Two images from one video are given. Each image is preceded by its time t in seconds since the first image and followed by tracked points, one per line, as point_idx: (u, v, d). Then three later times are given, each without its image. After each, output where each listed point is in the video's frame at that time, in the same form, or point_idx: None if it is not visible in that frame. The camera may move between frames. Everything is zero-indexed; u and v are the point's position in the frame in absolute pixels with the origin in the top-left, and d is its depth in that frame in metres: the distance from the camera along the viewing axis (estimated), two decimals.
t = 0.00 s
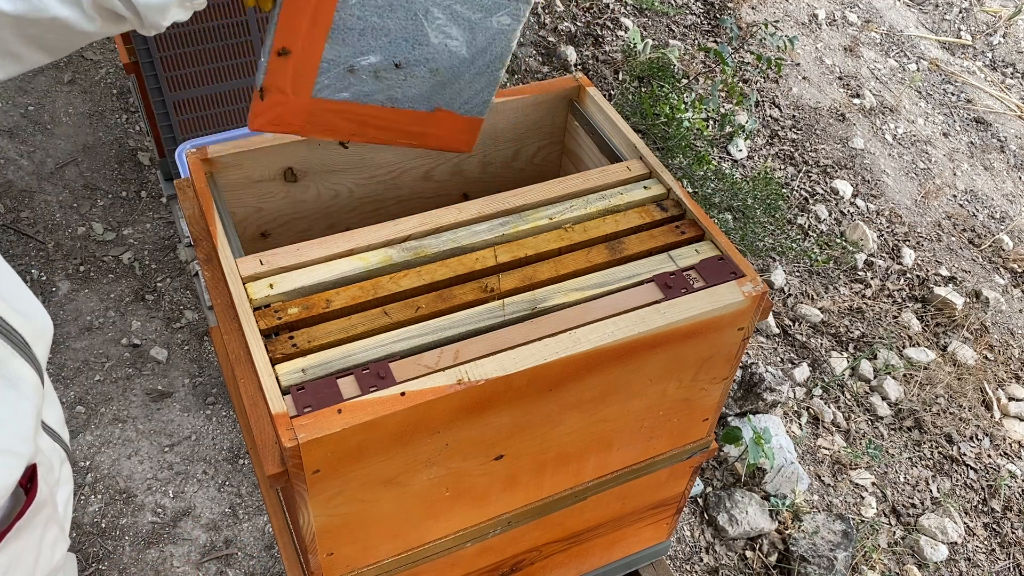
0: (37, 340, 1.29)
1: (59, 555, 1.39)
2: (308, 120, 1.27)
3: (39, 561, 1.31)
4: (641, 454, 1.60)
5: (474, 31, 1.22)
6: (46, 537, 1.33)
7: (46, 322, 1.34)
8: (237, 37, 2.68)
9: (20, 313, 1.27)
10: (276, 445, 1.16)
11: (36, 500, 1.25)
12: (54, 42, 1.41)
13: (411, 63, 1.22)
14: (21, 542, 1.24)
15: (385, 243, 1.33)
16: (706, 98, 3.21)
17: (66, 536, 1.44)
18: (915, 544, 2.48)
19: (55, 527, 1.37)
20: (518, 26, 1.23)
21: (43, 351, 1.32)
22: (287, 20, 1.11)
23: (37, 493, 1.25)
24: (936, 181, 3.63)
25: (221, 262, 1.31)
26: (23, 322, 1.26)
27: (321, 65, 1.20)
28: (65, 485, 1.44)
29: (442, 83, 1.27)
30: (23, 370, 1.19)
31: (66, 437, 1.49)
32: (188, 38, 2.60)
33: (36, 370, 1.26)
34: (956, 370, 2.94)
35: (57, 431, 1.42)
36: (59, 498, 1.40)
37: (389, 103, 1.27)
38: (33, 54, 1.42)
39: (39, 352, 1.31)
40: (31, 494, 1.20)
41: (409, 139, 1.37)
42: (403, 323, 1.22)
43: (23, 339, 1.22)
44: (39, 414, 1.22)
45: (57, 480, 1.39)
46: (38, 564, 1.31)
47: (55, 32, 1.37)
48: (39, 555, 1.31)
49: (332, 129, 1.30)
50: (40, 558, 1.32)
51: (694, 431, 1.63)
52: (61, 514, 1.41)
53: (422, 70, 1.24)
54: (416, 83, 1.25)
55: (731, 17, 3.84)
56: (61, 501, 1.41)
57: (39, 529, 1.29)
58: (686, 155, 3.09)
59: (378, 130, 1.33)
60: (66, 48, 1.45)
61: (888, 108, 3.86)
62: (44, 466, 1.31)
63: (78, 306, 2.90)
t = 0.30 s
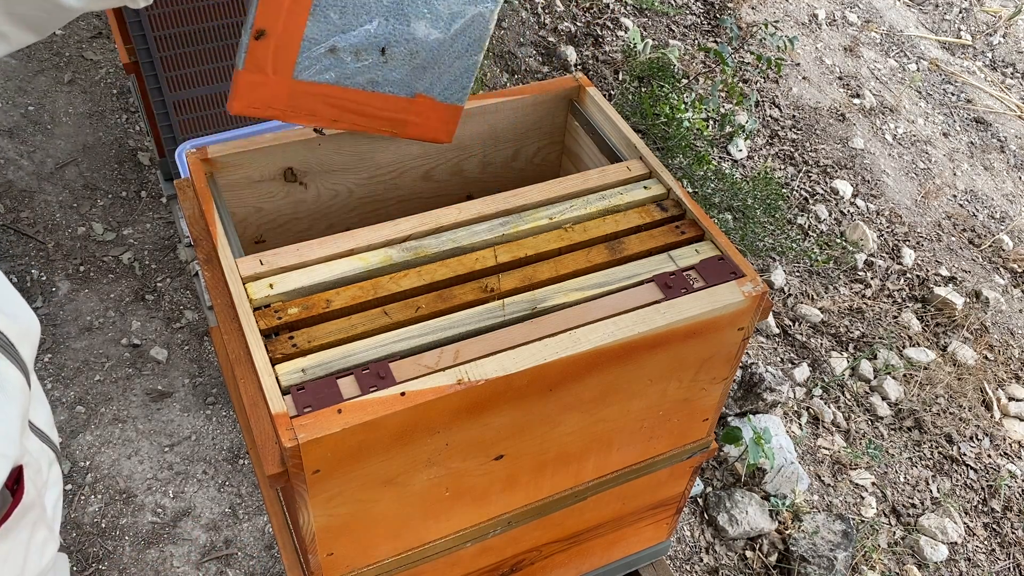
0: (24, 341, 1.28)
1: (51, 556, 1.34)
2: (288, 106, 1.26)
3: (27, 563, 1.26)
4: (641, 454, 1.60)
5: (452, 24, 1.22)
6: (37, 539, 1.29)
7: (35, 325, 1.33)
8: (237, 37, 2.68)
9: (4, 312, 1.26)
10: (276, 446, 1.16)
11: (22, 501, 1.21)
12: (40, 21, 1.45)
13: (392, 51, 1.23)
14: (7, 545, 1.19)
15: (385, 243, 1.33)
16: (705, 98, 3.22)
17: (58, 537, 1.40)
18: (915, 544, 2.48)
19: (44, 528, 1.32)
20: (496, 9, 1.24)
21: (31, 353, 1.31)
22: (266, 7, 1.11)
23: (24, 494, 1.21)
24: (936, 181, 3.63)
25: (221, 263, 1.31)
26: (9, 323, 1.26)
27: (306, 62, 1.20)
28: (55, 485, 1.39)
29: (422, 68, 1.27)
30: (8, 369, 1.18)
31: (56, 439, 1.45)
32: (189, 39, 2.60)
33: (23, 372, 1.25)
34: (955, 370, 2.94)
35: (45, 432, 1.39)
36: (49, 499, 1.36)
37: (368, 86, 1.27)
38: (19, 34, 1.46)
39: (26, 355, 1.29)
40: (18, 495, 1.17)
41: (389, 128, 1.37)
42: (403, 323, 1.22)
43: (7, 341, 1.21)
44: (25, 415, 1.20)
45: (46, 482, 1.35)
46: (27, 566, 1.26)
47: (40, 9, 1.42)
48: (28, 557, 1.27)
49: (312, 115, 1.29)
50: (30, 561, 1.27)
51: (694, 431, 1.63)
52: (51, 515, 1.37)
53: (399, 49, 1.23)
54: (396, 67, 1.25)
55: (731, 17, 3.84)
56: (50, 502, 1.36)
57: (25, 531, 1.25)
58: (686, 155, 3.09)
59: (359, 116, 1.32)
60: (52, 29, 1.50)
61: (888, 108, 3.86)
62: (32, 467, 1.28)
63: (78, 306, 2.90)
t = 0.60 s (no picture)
0: (11, 329, 1.28)
1: (43, 547, 1.31)
2: (273, 104, 1.22)
3: (20, 554, 1.24)
4: (641, 454, 1.60)
5: (444, 24, 1.18)
6: (26, 529, 1.26)
7: (25, 314, 1.34)
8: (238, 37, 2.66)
9: None
10: (276, 445, 1.16)
11: (12, 489, 1.19)
12: (32, 18, 1.41)
13: (382, 55, 1.19)
14: None
15: (385, 243, 1.33)
16: (705, 98, 3.22)
17: (50, 529, 1.37)
18: (916, 544, 2.48)
19: (36, 517, 1.30)
20: (487, 10, 1.19)
21: (21, 342, 1.31)
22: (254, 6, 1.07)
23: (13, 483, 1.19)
24: (936, 181, 3.63)
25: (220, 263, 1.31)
26: None
27: (295, 60, 1.16)
28: (47, 474, 1.37)
29: (412, 68, 1.22)
30: None
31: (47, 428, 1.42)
32: (188, 39, 2.60)
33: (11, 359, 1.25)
34: (955, 370, 2.94)
35: (37, 421, 1.38)
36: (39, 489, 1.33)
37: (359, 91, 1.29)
38: (10, 31, 1.42)
39: (16, 343, 1.29)
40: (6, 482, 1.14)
41: (376, 128, 1.32)
42: (403, 323, 1.22)
43: None
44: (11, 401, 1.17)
45: (37, 470, 1.33)
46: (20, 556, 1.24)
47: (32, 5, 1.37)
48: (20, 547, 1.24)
49: (298, 115, 1.24)
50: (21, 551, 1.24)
51: (694, 431, 1.63)
52: (44, 502, 1.35)
53: (387, 51, 1.18)
54: (384, 65, 1.21)
55: (731, 17, 3.84)
56: (42, 490, 1.34)
57: (15, 520, 1.23)
58: (686, 156, 3.09)
59: (346, 116, 1.27)
60: (44, 26, 1.46)
61: (888, 108, 3.86)
62: (22, 455, 1.26)
63: (78, 306, 2.90)
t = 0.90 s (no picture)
0: (19, 332, 1.28)
1: (39, 548, 1.32)
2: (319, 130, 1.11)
3: (15, 555, 1.24)
4: (641, 454, 1.60)
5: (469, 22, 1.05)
6: (23, 530, 1.27)
7: (34, 317, 1.34)
8: (238, 36, 2.66)
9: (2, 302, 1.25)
10: (276, 445, 1.16)
11: (10, 492, 1.20)
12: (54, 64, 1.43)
13: (419, 67, 1.07)
14: None
15: (385, 243, 1.33)
16: (705, 98, 3.22)
17: (48, 530, 1.38)
18: (915, 544, 2.48)
19: (33, 519, 1.31)
20: None
21: (27, 346, 1.32)
22: (282, 29, 0.97)
23: (11, 485, 1.20)
24: (936, 181, 3.63)
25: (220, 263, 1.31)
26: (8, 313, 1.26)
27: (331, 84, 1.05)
28: (47, 477, 1.38)
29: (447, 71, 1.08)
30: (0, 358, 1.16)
31: (50, 430, 1.44)
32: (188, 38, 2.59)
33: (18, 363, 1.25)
34: (955, 370, 2.94)
35: (39, 424, 1.38)
36: (38, 491, 1.34)
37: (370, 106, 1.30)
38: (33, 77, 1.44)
39: (22, 347, 1.30)
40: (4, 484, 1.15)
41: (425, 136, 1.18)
42: (403, 323, 1.22)
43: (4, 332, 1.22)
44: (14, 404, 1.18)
45: (36, 472, 1.33)
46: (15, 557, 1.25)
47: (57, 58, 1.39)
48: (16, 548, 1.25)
49: (344, 134, 1.13)
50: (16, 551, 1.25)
51: (694, 431, 1.63)
52: (42, 506, 1.35)
53: (421, 60, 1.06)
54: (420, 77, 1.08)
55: (731, 17, 3.84)
56: (41, 493, 1.34)
57: (13, 522, 1.23)
58: (686, 155, 3.09)
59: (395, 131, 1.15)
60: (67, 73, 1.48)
61: (888, 108, 3.86)
62: (21, 458, 1.26)
63: (78, 306, 2.90)
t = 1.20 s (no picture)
0: (19, 335, 1.28)
1: (36, 552, 1.32)
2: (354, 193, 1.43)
3: (10, 560, 1.24)
4: (641, 454, 1.60)
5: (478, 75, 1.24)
6: (19, 533, 1.27)
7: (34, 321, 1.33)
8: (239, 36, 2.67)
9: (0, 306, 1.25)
10: (276, 446, 1.16)
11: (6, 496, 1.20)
12: (83, 128, 1.42)
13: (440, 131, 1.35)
14: None
15: (385, 243, 1.33)
16: (705, 98, 3.21)
17: (44, 534, 1.38)
18: (916, 544, 2.48)
19: (30, 523, 1.31)
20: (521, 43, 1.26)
21: (26, 349, 1.31)
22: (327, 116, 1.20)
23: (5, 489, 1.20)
24: (936, 181, 3.63)
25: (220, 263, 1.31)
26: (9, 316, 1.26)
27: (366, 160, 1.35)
28: (43, 481, 1.38)
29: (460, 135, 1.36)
30: None
31: (47, 434, 1.44)
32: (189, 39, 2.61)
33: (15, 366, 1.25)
34: (956, 370, 2.94)
35: (37, 427, 1.38)
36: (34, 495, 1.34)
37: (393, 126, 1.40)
38: (60, 138, 1.43)
39: (20, 350, 1.29)
40: None
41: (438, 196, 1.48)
42: (403, 324, 1.22)
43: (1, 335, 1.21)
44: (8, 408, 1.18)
45: (32, 477, 1.33)
46: (10, 560, 1.24)
47: (89, 119, 1.39)
48: (11, 552, 1.25)
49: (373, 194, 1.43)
50: (12, 555, 1.25)
51: (694, 431, 1.63)
52: (38, 510, 1.35)
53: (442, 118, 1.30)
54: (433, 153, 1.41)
55: (731, 17, 3.84)
56: (36, 497, 1.34)
57: (9, 526, 1.23)
58: (686, 155, 3.09)
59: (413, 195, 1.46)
60: (94, 136, 1.47)
61: (888, 108, 3.86)
62: (14, 461, 1.26)
63: (78, 306, 2.90)
